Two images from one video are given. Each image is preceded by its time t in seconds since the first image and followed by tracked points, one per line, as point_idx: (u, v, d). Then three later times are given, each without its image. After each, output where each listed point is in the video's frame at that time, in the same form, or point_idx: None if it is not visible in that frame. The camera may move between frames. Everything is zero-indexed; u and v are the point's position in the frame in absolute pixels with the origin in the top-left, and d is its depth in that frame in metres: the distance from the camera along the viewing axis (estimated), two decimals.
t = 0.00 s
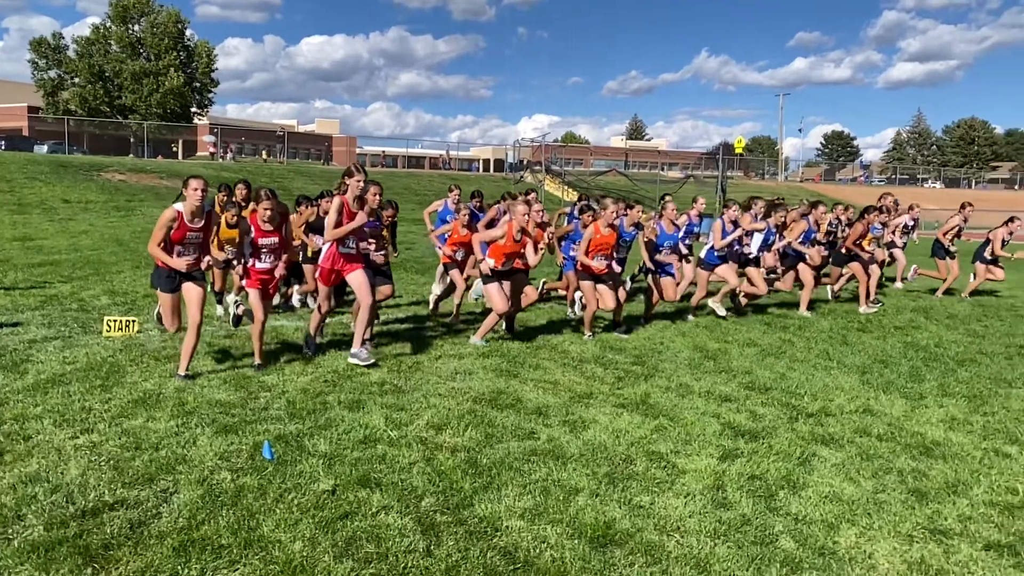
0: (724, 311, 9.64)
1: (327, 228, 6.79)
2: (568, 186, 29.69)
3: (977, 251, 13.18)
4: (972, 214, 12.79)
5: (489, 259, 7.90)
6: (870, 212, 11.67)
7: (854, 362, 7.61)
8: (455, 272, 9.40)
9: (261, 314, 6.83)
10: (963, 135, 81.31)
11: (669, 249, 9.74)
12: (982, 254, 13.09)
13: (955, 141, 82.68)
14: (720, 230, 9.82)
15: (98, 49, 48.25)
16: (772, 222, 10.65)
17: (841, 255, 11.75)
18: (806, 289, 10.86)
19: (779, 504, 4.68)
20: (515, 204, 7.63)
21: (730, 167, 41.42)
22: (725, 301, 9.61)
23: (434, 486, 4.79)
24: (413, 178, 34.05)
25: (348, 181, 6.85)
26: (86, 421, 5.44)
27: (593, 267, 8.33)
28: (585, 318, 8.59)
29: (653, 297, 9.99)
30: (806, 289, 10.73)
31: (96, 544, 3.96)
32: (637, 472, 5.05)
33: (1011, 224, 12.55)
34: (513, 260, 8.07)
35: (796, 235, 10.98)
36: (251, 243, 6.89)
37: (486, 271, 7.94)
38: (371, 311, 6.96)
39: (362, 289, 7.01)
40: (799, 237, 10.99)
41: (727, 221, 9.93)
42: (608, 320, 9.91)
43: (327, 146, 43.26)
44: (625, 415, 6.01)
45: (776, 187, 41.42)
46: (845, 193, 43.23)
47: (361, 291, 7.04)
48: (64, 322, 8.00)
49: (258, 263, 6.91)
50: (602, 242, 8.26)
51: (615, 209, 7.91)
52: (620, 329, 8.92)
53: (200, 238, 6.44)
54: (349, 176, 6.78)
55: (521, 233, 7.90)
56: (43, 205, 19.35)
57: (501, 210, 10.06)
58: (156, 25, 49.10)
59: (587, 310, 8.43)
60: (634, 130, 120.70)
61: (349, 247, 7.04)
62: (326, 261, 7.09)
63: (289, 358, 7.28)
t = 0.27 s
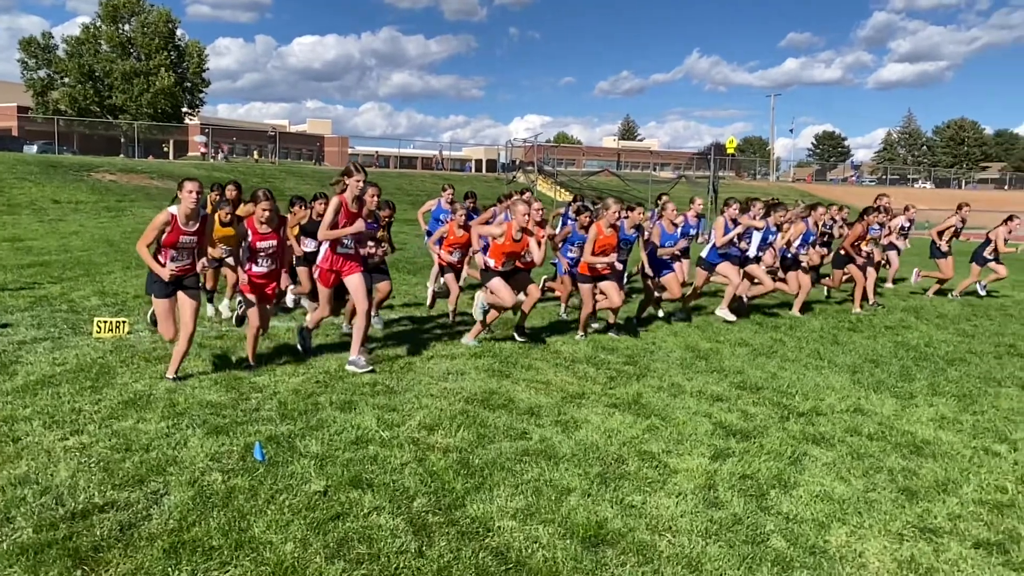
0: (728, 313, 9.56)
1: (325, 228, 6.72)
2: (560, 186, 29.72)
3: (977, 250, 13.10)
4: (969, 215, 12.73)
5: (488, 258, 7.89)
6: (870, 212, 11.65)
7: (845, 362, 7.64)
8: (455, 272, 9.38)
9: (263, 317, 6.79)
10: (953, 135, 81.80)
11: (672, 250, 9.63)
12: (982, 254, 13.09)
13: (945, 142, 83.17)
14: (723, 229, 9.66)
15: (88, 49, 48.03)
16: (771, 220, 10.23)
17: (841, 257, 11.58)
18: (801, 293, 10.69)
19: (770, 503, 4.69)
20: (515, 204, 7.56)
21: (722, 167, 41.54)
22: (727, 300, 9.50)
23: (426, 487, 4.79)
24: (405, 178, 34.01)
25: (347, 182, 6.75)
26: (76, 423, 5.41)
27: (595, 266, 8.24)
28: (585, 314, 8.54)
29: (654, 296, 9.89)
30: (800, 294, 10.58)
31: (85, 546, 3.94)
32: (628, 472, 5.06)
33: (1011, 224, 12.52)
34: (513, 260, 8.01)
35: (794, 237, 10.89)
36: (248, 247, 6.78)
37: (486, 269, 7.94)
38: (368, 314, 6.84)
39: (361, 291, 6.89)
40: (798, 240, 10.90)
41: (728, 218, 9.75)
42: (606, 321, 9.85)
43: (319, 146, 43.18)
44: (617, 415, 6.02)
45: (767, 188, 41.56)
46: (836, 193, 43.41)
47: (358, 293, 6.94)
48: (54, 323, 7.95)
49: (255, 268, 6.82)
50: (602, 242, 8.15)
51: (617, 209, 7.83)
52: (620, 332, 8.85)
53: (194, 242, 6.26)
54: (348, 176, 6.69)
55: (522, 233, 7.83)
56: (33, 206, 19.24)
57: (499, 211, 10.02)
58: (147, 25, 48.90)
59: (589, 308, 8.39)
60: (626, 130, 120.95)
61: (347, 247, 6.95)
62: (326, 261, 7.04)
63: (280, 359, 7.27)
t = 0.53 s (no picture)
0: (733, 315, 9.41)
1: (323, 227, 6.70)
2: (552, 186, 29.73)
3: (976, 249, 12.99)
4: (966, 214, 12.67)
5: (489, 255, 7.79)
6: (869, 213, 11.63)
7: (835, 361, 7.67)
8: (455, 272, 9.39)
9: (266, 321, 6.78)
10: (942, 135, 82.28)
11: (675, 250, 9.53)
12: (981, 252, 13.03)
13: (935, 142, 83.60)
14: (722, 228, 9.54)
15: (78, 49, 47.80)
16: (771, 219, 9.97)
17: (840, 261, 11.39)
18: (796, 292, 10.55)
19: (762, 502, 4.70)
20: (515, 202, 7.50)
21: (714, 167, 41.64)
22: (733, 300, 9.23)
23: (418, 487, 4.78)
24: (397, 179, 33.96)
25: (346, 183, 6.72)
26: (66, 424, 5.38)
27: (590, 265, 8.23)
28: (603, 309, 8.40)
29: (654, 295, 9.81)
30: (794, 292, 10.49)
31: (75, 548, 3.92)
32: (620, 471, 5.07)
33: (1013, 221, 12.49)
34: (516, 257, 7.88)
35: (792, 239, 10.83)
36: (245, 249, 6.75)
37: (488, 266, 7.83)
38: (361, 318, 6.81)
39: (358, 293, 6.86)
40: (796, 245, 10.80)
41: (728, 216, 9.61)
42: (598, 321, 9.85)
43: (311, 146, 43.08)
44: (609, 414, 6.03)
45: (759, 187, 41.68)
46: (827, 193, 43.55)
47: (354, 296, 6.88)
48: (44, 324, 7.91)
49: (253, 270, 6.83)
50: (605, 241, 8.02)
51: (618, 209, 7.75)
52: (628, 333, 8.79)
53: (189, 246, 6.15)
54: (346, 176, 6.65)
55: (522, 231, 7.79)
56: (22, 206, 19.12)
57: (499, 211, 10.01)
58: (137, 25, 48.68)
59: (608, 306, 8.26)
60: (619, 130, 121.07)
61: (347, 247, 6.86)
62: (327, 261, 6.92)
63: (272, 360, 7.25)
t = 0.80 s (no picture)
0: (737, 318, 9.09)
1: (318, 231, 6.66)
2: (545, 185, 29.73)
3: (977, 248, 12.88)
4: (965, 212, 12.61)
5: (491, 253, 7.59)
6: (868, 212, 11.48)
7: (827, 359, 7.70)
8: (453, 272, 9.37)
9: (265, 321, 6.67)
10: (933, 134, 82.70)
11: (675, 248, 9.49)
12: (982, 250, 12.81)
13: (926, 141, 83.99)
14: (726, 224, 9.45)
15: (69, 48, 47.56)
16: (771, 217, 9.90)
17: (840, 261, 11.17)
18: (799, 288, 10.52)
19: (753, 500, 4.72)
20: (515, 199, 7.31)
21: (706, 166, 41.72)
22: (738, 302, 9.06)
23: (410, 487, 4.78)
24: (390, 178, 33.90)
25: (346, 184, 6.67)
26: (56, 425, 5.36)
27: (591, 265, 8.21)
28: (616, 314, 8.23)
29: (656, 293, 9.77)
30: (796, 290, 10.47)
31: (65, 549, 3.90)
32: (613, 470, 5.07)
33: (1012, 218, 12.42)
34: (518, 255, 7.66)
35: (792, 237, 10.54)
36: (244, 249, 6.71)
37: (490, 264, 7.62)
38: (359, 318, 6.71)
39: (354, 299, 6.78)
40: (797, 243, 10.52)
41: (729, 215, 9.53)
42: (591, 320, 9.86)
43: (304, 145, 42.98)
44: (601, 413, 6.03)
45: (751, 186, 41.79)
46: (819, 192, 43.69)
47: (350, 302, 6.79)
48: (34, 324, 7.86)
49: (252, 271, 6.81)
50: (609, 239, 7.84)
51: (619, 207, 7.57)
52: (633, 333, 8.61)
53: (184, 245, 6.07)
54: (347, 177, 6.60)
55: (524, 227, 7.53)
56: (11, 206, 19.01)
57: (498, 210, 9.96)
58: (128, 23, 48.46)
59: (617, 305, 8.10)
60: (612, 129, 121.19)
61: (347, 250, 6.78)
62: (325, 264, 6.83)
63: (264, 360, 7.23)
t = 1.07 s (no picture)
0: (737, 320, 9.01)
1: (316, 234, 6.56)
2: (537, 184, 29.73)
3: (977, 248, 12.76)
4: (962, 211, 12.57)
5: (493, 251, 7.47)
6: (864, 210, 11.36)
7: (818, 357, 7.73)
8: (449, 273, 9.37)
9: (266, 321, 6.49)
10: (923, 133, 83.14)
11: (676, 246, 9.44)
12: (982, 250, 12.69)
13: (917, 141, 84.38)
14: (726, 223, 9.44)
15: (58, 46, 47.29)
16: (771, 215, 9.75)
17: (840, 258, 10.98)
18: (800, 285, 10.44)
19: (744, 498, 4.73)
20: (518, 197, 7.19)
21: (698, 165, 41.80)
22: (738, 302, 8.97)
23: (402, 486, 4.77)
24: (382, 177, 33.84)
25: (346, 186, 6.53)
26: (46, 425, 5.33)
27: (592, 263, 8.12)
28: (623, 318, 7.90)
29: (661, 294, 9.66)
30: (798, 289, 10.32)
31: (54, 550, 3.88)
32: (604, 469, 5.08)
33: (1011, 217, 12.41)
34: (520, 255, 7.52)
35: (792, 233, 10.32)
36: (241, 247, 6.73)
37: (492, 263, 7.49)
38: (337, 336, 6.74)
39: (352, 305, 6.80)
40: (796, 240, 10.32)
41: (728, 214, 9.53)
42: (584, 319, 9.87)
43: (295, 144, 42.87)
44: (593, 412, 6.04)
45: (743, 186, 41.89)
46: (811, 191, 43.83)
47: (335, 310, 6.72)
48: (23, 325, 7.82)
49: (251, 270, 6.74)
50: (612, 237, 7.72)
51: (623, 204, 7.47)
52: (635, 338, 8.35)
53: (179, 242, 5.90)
54: (347, 179, 6.47)
55: (525, 225, 7.40)
56: None
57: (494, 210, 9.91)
58: (118, 22, 48.21)
59: (622, 305, 7.80)
60: (604, 129, 121.35)
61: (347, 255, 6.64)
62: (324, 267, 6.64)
63: (255, 360, 7.22)
